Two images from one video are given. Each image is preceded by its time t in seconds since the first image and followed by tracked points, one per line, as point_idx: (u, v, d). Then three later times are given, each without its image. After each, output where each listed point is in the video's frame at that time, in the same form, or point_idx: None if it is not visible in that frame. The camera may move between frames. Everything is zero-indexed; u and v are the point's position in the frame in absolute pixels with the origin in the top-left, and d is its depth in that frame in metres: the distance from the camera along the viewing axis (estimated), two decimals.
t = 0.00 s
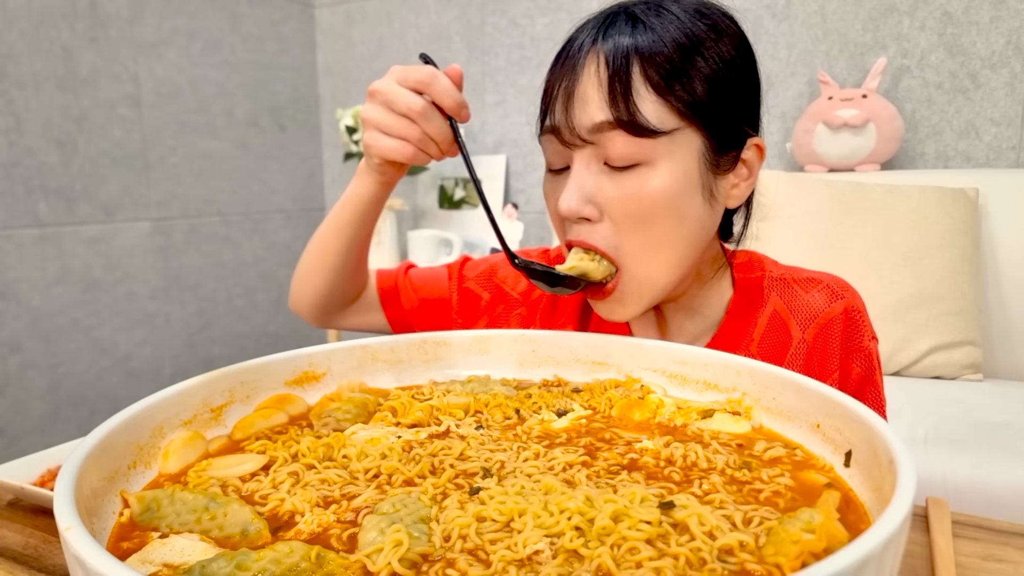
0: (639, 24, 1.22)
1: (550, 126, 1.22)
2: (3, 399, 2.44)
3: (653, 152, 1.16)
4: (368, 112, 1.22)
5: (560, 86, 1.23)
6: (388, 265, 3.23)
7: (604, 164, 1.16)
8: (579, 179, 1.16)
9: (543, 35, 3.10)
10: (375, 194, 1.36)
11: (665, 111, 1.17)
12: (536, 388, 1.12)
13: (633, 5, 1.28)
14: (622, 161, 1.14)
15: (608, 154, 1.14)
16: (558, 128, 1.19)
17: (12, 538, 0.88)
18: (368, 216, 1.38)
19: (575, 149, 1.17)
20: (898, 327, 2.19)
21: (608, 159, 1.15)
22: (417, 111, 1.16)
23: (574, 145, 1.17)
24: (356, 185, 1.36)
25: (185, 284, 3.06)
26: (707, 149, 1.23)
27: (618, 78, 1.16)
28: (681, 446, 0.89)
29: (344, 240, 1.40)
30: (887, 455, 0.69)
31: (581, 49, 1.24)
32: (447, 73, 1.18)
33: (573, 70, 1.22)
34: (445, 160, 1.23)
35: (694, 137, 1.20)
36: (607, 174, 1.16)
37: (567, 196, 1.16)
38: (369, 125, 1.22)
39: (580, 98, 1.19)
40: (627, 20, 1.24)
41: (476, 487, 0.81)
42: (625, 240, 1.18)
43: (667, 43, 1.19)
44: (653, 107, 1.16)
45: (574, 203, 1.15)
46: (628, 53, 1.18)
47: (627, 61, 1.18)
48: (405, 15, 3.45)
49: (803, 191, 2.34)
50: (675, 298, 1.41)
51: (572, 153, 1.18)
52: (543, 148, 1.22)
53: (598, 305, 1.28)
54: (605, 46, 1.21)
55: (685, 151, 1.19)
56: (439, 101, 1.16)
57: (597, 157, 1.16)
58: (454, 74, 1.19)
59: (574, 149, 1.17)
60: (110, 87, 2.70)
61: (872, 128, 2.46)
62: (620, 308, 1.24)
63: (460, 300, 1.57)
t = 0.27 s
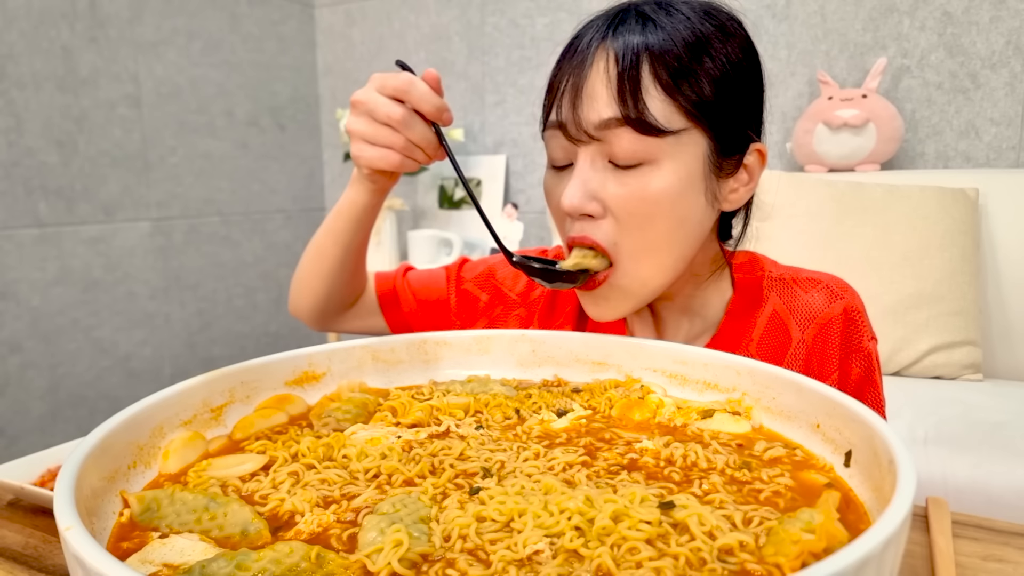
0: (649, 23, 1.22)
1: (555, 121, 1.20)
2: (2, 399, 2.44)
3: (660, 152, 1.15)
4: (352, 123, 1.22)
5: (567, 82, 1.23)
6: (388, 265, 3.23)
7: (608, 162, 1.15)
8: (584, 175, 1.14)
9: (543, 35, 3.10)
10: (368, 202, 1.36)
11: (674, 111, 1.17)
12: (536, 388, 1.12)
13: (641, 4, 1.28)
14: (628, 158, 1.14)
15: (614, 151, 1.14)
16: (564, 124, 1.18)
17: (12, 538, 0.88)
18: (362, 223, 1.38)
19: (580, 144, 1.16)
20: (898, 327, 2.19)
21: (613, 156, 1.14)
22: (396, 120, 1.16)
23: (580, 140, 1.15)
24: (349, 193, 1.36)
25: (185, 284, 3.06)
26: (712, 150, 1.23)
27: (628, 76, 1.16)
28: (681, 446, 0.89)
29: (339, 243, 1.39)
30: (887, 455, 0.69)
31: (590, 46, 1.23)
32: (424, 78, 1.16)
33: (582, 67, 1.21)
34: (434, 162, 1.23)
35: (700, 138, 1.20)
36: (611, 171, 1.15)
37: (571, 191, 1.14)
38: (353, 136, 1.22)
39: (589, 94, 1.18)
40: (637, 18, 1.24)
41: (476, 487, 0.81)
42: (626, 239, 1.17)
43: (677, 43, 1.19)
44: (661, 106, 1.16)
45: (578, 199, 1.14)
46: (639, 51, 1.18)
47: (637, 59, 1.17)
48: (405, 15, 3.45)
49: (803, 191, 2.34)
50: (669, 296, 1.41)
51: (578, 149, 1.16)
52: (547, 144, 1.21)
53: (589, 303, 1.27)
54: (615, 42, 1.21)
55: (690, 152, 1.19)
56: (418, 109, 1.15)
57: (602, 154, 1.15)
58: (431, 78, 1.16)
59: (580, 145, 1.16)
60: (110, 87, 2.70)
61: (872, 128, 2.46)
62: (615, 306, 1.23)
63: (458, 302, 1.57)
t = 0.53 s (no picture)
0: (650, 24, 1.22)
1: (556, 123, 1.20)
2: (2, 399, 2.44)
3: (662, 155, 1.15)
4: (346, 126, 1.22)
5: (567, 84, 1.22)
6: (388, 265, 3.23)
7: (610, 165, 1.15)
8: (586, 180, 1.14)
9: (543, 35, 3.10)
10: (366, 204, 1.35)
11: (675, 114, 1.17)
12: (535, 388, 1.12)
13: (641, 4, 1.28)
14: (630, 162, 1.14)
15: (616, 155, 1.14)
16: (565, 127, 1.18)
17: (12, 538, 0.88)
18: (360, 224, 1.37)
19: (582, 148, 1.16)
20: (898, 327, 2.19)
21: (615, 160, 1.14)
22: (388, 122, 1.15)
23: (581, 145, 1.15)
24: (347, 196, 1.36)
25: (185, 284, 3.06)
26: (713, 152, 1.23)
27: (629, 79, 1.16)
28: (682, 446, 0.89)
29: (338, 244, 1.39)
30: (887, 455, 0.69)
31: (590, 48, 1.23)
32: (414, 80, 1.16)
33: (583, 69, 1.21)
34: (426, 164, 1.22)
35: (701, 141, 1.20)
36: (613, 174, 1.15)
37: (572, 196, 1.14)
38: (346, 139, 1.22)
39: (590, 98, 1.18)
40: (637, 19, 1.24)
41: (476, 487, 0.81)
42: (627, 242, 1.17)
43: (678, 45, 1.19)
44: (661, 109, 1.16)
45: (580, 203, 1.13)
46: (639, 53, 1.18)
47: (638, 61, 1.17)
48: (405, 15, 3.45)
49: (803, 191, 2.34)
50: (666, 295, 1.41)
51: (579, 152, 1.16)
52: (548, 147, 1.21)
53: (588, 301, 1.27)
54: (615, 44, 1.21)
55: (692, 154, 1.19)
56: (410, 110, 1.15)
57: (604, 157, 1.15)
58: (422, 79, 1.17)
59: (581, 149, 1.16)
60: (110, 87, 2.70)
61: (872, 128, 2.46)
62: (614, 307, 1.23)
63: (457, 302, 1.57)
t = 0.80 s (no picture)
0: (650, 25, 1.22)
1: (554, 123, 1.20)
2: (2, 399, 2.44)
3: (660, 155, 1.16)
4: (347, 125, 1.22)
5: (567, 83, 1.22)
6: (388, 265, 3.23)
7: (608, 165, 1.15)
8: (584, 179, 1.14)
9: (543, 35, 3.10)
10: (367, 203, 1.35)
11: (674, 115, 1.17)
12: (535, 388, 1.12)
13: (641, 4, 1.28)
14: (628, 162, 1.14)
15: (614, 155, 1.14)
16: (564, 126, 1.18)
17: (12, 538, 0.88)
18: (360, 224, 1.37)
19: (580, 148, 1.16)
20: (898, 327, 2.19)
21: (613, 160, 1.14)
22: (390, 121, 1.15)
23: (580, 144, 1.15)
24: (347, 195, 1.36)
25: (185, 284, 3.06)
26: (711, 154, 1.23)
27: (628, 79, 1.16)
28: (682, 446, 0.89)
29: (338, 244, 1.39)
30: (887, 455, 0.69)
31: (590, 48, 1.23)
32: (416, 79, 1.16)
33: (582, 68, 1.21)
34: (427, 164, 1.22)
35: (700, 142, 1.21)
36: (611, 174, 1.15)
37: (571, 195, 1.14)
38: (348, 137, 1.22)
39: (589, 97, 1.18)
40: (637, 20, 1.24)
41: (476, 487, 0.81)
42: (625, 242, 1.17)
43: (678, 46, 1.19)
44: (661, 110, 1.16)
45: (578, 203, 1.14)
46: (639, 54, 1.18)
47: (638, 61, 1.17)
48: (405, 15, 3.44)
49: (803, 191, 2.34)
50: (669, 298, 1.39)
51: (577, 152, 1.16)
52: (546, 146, 1.21)
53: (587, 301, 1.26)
54: (615, 44, 1.20)
55: (690, 155, 1.19)
56: (411, 110, 1.14)
57: (602, 157, 1.15)
58: (424, 78, 1.16)
59: (580, 149, 1.16)
60: (110, 87, 2.70)
61: (872, 128, 2.46)
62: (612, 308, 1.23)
63: (456, 302, 1.57)
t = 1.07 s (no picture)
0: (651, 26, 1.22)
1: (555, 122, 1.19)
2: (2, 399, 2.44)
3: (660, 156, 1.15)
4: (339, 122, 1.21)
5: (567, 83, 1.22)
6: (388, 265, 3.23)
7: (608, 166, 1.15)
8: (584, 180, 1.14)
9: (543, 35, 3.10)
10: (363, 201, 1.35)
11: (675, 116, 1.17)
12: (535, 388, 1.12)
13: (643, 5, 1.28)
14: (628, 163, 1.14)
15: (614, 156, 1.13)
16: (564, 125, 1.17)
17: (12, 538, 0.88)
18: (359, 220, 1.37)
19: (580, 148, 1.15)
20: (898, 327, 2.19)
21: (613, 160, 1.14)
22: (382, 116, 1.15)
23: (580, 144, 1.15)
24: (342, 193, 1.36)
25: (186, 284, 3.06)
26: (711, 156, 1.23)
27: (629, 80, 1.16)
28: (682, 446, 0.89)
29: (336, 243, 1.39)
30: (886, 455, 0.69)
31: (591, 48, 1.23)
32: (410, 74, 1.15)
33: (583, 68, 1.20)
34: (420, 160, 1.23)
35: (700, 144, 1.20)
36: (610, 175, 1.15)
37: (570, 195, 1.14)
38: (341, 134, 1.21)
39: (589, 97, 1.17)
40: (639, 21, 1.24)
41: (476, 487, 0.81)
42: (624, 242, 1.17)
43: (680, 49, 1.20)
44: (662, 111, 1.16)
45: (577, 203, 1.14)
46: (641, 55, 1.18)
47: (639, 63, 1.17)
48: (405, 15, 3.44)
49: (802, 191, 2.34)
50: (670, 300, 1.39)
51: (577, 152, 1.16)
52: (546, 144, 1.21)
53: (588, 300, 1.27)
54: (617, 46, 1.20)
55: (690, 156, 1.19)
56: (403, 105, 1.15)
57: (602, 157, 1.14)
58: (416, 74, 1.14)
59: (580, 148, 1.15)
60: (110, 87, 2.70)
61: (872, 128, 2.46)
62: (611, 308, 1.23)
63: (455, 301, 1.57)
